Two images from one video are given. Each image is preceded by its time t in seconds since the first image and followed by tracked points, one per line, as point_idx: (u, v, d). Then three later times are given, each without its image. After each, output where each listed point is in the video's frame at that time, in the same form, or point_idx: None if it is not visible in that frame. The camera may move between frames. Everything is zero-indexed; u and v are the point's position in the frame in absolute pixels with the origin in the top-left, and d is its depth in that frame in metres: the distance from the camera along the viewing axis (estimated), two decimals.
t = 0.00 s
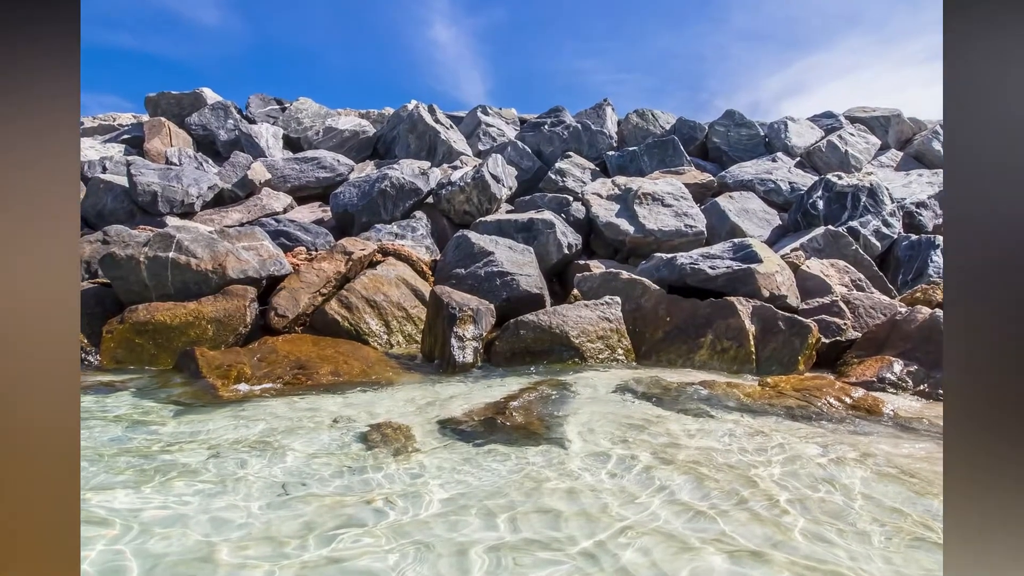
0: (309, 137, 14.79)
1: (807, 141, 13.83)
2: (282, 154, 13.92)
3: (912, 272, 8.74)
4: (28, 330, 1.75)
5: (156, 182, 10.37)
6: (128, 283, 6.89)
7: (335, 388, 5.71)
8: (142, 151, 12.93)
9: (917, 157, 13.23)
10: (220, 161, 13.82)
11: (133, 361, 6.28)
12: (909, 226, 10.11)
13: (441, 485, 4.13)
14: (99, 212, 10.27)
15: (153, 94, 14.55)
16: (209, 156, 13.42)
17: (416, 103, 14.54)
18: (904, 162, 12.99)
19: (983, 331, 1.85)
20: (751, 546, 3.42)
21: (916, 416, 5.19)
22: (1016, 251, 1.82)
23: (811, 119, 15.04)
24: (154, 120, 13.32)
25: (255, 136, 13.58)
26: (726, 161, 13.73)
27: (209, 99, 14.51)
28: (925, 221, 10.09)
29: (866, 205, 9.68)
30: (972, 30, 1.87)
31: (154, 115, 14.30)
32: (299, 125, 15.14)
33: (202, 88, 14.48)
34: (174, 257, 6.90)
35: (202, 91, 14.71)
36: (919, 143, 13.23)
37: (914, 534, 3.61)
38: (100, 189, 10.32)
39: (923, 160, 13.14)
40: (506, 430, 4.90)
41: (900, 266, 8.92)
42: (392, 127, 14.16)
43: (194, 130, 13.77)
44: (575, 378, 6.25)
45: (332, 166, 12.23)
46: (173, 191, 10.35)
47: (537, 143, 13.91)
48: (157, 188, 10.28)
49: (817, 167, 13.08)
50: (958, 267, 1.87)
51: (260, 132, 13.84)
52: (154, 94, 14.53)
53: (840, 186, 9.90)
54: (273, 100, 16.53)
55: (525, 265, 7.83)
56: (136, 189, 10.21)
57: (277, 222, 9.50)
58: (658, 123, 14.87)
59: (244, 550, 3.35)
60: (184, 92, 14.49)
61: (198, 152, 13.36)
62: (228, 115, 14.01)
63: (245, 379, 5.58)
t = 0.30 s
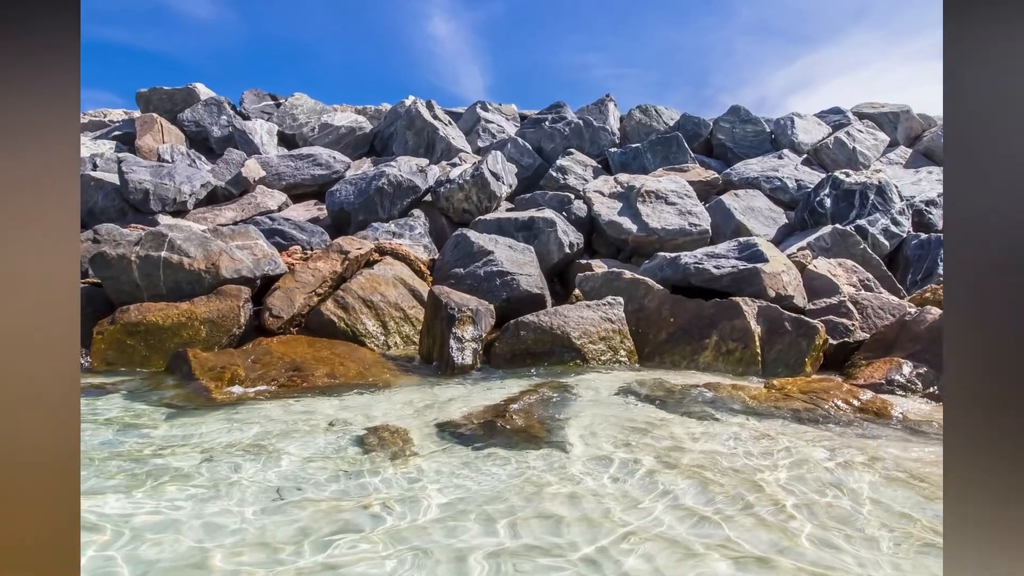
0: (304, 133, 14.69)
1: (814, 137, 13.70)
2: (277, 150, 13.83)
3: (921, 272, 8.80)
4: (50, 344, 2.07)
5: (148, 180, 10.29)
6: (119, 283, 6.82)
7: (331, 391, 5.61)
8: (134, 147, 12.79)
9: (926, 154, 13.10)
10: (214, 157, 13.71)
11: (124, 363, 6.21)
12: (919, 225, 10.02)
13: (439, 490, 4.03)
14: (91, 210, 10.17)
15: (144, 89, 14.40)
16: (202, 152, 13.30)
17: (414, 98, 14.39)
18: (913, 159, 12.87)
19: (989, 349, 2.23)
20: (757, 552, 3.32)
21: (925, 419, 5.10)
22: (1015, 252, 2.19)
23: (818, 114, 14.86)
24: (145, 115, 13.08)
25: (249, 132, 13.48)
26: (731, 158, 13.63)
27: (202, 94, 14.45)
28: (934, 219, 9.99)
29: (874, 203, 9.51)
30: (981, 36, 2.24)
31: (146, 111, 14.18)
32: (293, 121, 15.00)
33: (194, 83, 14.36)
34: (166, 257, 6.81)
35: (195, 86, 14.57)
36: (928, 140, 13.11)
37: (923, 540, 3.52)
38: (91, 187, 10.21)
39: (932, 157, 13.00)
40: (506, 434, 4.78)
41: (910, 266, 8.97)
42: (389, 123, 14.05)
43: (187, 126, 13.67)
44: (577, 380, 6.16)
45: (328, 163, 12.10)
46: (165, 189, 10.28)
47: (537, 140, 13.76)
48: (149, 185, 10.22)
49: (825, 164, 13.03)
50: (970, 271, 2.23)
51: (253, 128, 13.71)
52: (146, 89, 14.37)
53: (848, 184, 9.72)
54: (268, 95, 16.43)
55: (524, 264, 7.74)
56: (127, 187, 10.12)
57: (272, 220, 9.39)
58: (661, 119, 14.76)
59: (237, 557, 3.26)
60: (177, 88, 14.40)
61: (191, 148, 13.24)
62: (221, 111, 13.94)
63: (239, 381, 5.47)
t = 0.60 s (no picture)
0: (300, 130, 14.60)
1: (822, 134, 13.58)
2: (271, 147, 13.76)
3: (932, 272, 8.82)
4: (50, 344, 2.29)
5: (141, 177, 10.26)
6: (109, 283, 6.72)
7: (328, 394, 5.53)
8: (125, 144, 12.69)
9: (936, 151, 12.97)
10: (207, 154, 13.62)
11: (115, 364, 6.10)
12: (929, 223, 9.93)
13: (438, 495, 3.93)
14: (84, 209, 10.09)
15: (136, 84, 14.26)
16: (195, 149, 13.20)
17: (412, 94, 14.28)
18: (923, 157, 12.76)
19: (991, 365, 2.36)
20: (763, 558, 3.22)
21: (937, 422, 4.95)
22: (1014, 253, 2.34)
23: (826, 110, 14.70)
24: (138, 112, 13.09)
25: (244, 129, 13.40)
26: (737, 154, 13.53)
27: (195, 89, 14.34)
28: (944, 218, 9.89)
29: (884, 200, 9.42)
30: (983, 34, 2.37)
31: (138, 106, 14.08)
32: (289, 117, 14.89)
33: (186, 79, 14.24)
34: (158, 256, 6.74)
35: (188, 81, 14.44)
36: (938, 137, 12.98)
37: (935, 547, 3.43)
38: (84, 185, 10.12)
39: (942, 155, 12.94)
40: (506, 437, 4.64)
41: (919, 266, 8.96)
42: (386, 120, 13.97)
43: (178, 122, 13.51)
44: (580, 382, 6.07)
45: (324, 160, 11.99)
46: (157, 186, 10.23)
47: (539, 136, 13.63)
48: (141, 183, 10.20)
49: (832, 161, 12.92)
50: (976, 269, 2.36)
51: (248, 124, 13.60)
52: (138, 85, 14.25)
53: (857, 181, 9.60)
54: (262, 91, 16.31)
55: (525, 263, 7.64)
56: (118, 184, 10.07)
57: (267, 219, 9.32)
58: (666, 115, 14.66)
59: (230, 564, 3.17)
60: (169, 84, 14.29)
61: (185, 145, 13.13)
62: (214, 106, 13.85)
63: (233, 383, 5.32)
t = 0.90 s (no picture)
0: (294, 125, 14.46)
1: (830, 130, 13.51)
2: (265, 143, 13.68)
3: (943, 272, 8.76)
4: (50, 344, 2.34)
5: (131, 174, 10.16)
6: (100, 283, 6.60)
7: (323, 397, 5.43)
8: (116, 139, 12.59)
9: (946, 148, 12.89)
10: (200, 151, 13.53)
11: (105, 366, 5.98)
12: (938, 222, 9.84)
13: (436, 500, 3.83)
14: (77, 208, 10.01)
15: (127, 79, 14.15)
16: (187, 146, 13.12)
17: (410, 90, 14.19)
18: (932, 155, 12.71)
19: (986, 366, 2.19)
20: (770, 567, 3.12)
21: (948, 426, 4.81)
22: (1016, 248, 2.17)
23: (835, 106, 14.58)
24: (128, 108, 12.98)
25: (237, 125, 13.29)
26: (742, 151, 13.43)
27: (187, 84, 14.26)
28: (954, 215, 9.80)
29: (893, 198, 9.35)
30: (985, 25, 2.20)
31: (129, 102, 13.98)
32: (283, 113, 14.82)
33: (178, 73, 14.14)
34: (149, 255, 6.66)
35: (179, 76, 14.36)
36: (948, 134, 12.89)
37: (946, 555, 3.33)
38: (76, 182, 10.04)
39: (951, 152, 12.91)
40: (506, 441, 4.55)
41: (929, 265, 8.89)
42: (384, 116, 13.90)
43: (171, 118, 13.46)
44: (581, 385, 5.97)
45: (319, 157, 11.91)
46: (148, 184, 10.14)
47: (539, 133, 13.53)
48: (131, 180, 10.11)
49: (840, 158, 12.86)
50: (963, 268, 2.21)
51: (241, 120, 13.49)
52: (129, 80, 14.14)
53: (866, 178, 9.52)
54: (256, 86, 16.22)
55: (524, 262, 7.55)
56: (109, 182, 9.99)
57: (261, 218, 9.23)
58: (669, 111, 14.55)
59: (222, 571, 3.07)
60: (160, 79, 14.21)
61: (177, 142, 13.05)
62: (207, 101, 13.75)
63: (226, 386, 5.25)
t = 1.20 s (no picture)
0: (289, 121, 14.33)
1: (836, 126, 13.41)
2: (258, 139, 13.62)
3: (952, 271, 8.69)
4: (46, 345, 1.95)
5: (123, 173, 10.11)
6: (92, 284, 6.51)
7: (319, 399, 5.35)
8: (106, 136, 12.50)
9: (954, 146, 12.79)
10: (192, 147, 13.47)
11: (96, 368, 5.90)
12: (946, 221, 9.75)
13: (434, 505, 3.73)
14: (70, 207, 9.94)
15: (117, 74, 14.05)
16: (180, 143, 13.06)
17: (406, 86, 14.15)
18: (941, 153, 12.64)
19: (979, 363, 2.02)
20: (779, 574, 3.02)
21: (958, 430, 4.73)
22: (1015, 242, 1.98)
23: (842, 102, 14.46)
24: (119, 103, 12.89)
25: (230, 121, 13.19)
26: (748, 147, 13.32)
27: (179, 80, 14.22)
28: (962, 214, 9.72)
29: (902, 195, 9.27)
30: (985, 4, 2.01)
31: (119, 97, 13.89)
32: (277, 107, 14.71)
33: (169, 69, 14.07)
34: (140, 255, 6.57)
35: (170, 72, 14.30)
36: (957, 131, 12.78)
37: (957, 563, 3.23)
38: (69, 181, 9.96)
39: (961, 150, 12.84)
40: (506, 444, 4.47)
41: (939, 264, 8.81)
42: (381, 112, 13.83)
43: (164, 114, 13.40)
44: (582, 387, 5.88)
45: (314, 153, 11.82)
46: (139, 181, 10.06)
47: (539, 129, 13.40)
48: (123, 178, 10.04)
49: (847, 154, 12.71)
50: (961, 270, 2.03)
51: (234, 116, 13.40)
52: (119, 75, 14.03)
53: (874, 176, 9.43)
54: (250, 82, 16.15)
55: (525, 262, 7.45)
56: (99, 179, 9.93)
57: (255, 216, 9.15)
58: (672, 107, 14.45)
59: None
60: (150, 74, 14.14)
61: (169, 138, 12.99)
62: (199, 97, 13.69)
63: (219, 388, 5.17)
